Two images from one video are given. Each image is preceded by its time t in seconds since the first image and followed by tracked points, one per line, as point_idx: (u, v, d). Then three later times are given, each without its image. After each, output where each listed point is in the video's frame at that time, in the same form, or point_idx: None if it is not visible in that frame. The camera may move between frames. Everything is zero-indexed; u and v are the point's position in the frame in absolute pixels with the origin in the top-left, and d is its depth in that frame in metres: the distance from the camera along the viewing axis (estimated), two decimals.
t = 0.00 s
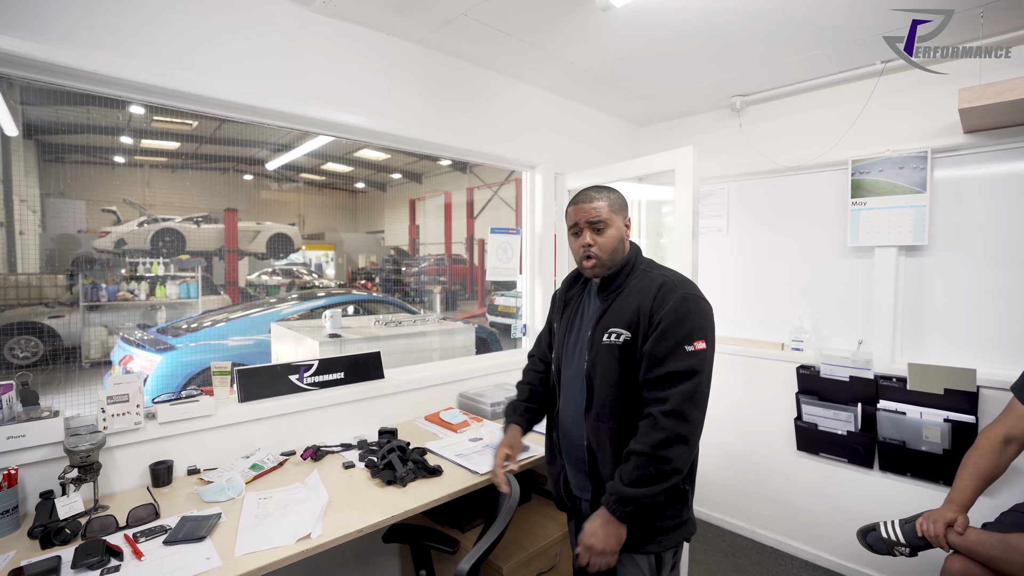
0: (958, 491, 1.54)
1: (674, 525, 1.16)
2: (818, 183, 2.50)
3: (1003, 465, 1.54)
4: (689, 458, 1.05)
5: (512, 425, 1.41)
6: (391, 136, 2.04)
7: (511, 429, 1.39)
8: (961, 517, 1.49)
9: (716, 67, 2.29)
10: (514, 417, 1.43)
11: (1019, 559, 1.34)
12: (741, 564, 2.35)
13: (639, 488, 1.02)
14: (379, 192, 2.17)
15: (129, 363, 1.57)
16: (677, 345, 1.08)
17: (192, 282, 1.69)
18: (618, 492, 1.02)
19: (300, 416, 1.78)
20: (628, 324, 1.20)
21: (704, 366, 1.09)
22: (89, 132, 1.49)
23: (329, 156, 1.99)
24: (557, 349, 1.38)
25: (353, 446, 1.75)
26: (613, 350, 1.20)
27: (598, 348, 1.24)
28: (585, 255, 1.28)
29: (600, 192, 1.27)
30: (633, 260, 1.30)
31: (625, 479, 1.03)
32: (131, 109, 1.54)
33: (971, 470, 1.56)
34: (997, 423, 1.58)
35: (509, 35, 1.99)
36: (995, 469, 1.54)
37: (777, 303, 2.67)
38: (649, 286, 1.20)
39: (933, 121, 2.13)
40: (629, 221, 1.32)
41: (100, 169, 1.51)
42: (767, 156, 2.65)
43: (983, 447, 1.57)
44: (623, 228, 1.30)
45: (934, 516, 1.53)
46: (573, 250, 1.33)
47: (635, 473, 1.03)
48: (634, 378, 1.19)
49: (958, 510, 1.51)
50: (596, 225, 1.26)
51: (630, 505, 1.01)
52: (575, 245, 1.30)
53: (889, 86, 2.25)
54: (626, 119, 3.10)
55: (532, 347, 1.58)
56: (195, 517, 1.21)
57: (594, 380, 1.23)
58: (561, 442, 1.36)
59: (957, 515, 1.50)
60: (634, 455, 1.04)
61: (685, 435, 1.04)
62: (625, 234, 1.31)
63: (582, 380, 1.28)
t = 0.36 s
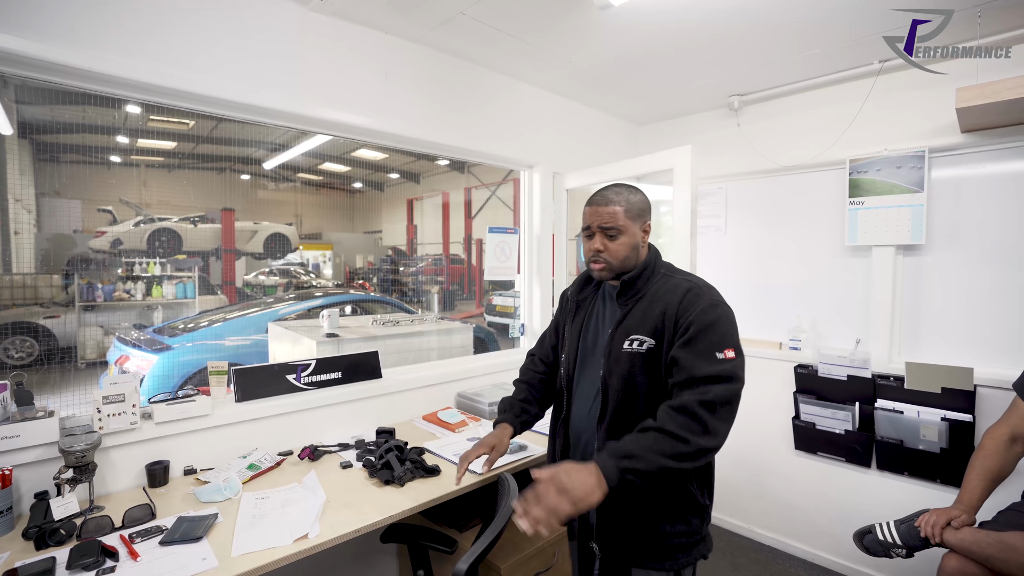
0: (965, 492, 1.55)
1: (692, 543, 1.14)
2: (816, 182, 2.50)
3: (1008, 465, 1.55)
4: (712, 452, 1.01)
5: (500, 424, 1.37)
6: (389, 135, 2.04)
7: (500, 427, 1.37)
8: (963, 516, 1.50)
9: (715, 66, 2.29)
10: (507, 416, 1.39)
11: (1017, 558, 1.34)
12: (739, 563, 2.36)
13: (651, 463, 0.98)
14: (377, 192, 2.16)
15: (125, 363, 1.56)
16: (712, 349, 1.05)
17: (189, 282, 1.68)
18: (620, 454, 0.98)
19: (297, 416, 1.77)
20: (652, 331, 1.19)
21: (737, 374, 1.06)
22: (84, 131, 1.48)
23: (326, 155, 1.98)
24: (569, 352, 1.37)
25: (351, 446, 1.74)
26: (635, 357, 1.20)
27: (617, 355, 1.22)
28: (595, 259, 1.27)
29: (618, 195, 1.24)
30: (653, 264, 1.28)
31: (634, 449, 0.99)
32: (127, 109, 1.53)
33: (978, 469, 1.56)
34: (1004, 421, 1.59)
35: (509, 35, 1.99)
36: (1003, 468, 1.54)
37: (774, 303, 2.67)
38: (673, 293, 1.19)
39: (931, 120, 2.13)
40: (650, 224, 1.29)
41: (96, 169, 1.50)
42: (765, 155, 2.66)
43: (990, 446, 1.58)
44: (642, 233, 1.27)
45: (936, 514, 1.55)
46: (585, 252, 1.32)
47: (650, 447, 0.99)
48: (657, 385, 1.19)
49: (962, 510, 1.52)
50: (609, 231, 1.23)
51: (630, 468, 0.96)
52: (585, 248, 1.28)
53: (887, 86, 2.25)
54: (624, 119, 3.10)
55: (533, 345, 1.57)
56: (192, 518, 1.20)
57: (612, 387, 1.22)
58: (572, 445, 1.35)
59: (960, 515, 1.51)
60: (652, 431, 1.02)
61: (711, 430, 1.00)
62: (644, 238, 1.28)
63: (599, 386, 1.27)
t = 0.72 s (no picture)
0: (961, 488, 1.57)
1: (683, 543, 1.10)
2: (810, 182, 2.52)
3: (1003, 461, 1.56)
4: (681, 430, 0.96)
5: (510, 385, 1.37)
6: (387, 133, 2.04)
7: (510, 387, 1.35)
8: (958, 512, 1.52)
9: (713, 66, 2.30)
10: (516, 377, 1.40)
11: (1008, 552, 1.36)
12: (735, 560, 2.37)
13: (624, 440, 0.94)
14: (374, 192, 2.17)
15: (122, 362, 1.57)
16: (688, 331, 1.04)
17: (185, 282, 1.68)
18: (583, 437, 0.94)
19: (295, 413, 1.77)
20: (640, 323, 1.20)
21: (713, 360, 1.03)
22: (79, 131, 1.48)
23: (322, 155, 1.99)
24: (562, 342, 1.39)
25: (348, 443, 1.75)
26: (623, 347, 1.20)
27: (607, 346, 1.24)
28: (597, 248, 1.30)
29: (629, 189, 1.27)
30: (649, 261, 1.30)
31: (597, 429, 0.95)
32: (123, 108, 1.53)
33: (974, 465, 1.58)
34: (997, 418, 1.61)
35: (508, 34, 2.01)
36: (997, 464, 1.56)
37: (771, 301, 2.69)
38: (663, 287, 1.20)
39: (925, 120, 2.15)
40: (656, 224, 1.31)
41: (92, 169, 1.50)
42: (761, 155, 2.67)
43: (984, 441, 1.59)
44: (647, 232, 1.29)
45: (931, 509, 1.57)
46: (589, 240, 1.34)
47: (615, 425, 0.96)
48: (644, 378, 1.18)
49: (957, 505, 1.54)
50: (616, 223, 1.26)
51: (595, 448, 0.92)
52: (590, 236, 1.31)
53: (881, 86, 2.27)
54: (621, 118, 3.12)
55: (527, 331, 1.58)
56: (190, 513, 1.21)
57: (601, 378, 1.24)
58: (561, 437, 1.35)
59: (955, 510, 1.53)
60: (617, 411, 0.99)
61: (679, 405, 0.97)
62: (648, 236, 1.31)
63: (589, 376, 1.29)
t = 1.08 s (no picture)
0: (953, 483, 1.59)
1: (661, 505, 1.22)
2: (805, 182, 2.55)
3: (995, 457, 1.58)
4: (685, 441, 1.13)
5: (511, 416, 1.45)
6: (387, 132, 2.06)
7: (510, 420, 1.44)
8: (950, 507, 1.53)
9: (710, 66, 2.32)
10: (511, 408, 1.47)
11: (998, 544, 1.38)
12: (731, 556, 2.39)
13: (641, 465, 1.10)
14: (372, 191, 2.17)
15: (120, 361, 1.57)
16: (666, 329, 1.16)
17: (182, 282, 1.68)
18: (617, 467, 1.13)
19: (294, 410, 1.78)
20: (614, 313, 1.25)
21: (691, 350, 1.16)
22: (74, 130, 1.48)
23: (321, 155, 1.99)
24: (541, 339, 1.42)
25: (349, 439, 1.76)
26: (601, 338, 1.25)
27: (584, 337, 1.28)
28: (562, 232, 1.33)
29: (593, 182, 1.34)
30: (614, 253, 1.36)
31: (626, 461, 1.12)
32: (120, 107, 1.53)
33: (966, 460, 1.59)
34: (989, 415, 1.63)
35: (507, 34, 2.02)
36: (988, 459, 1.58)
37: (768, 300, 2.71)
38: (633, 277, 1.27)
39: (918, 120, 2.18)
40: (619, 217, 1.37)
41: (89, 168, 1.50)
42: (757, 155, 2.70)
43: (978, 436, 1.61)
44: (610, 222, 1.34)
45: (924, 505, 1.58)
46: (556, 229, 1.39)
47: (636, 454, 1.11)
48: (622, 364, 1.24)
49: (949, 500, 1.55)
50: (581, 208, 1.32)
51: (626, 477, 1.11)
52: (557, 222, 1.36)
53: (875, 87, 2.30)
54: (619, 119, 3.14)
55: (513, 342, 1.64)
56: (193, 507, 1.22)
57: (580, 367, 1.27)
58: (547, 429, 1.39)
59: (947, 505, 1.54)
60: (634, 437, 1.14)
61: (682, 420, 1.12)
62: (612, 228, 1.36)
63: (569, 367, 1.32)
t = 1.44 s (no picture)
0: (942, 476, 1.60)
1: (660, 513, 1.23)
2: (807, 181, 2.55)
3: (988, 451, 1.60)
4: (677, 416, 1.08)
5: (517, 399, 1.37)
6: (389, 132, 2.06)
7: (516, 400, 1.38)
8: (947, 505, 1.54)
9: (709, 67, 2.33)
10: (518, 391, 1.43)
11: (1001, 543, 1.38)
12: (734, 555, 2.39)
13: (618, 403, 1.05)
14: (374, 191, 2.17)
15: (124, 360, 1.57)
16: (682, 324, 1.13)
17: (185, 282, 1.69)
18: (589, 388, 1.08)
19: (299, 410, 1.79)
20: (624, 312, 1.25)
21: (705, 349, 1.14)
22: (77, 130, 1.48)
23: (323, 155, 2.00)
24: (549, 336, 1.45)
25: (353, 438, 1.76)
26: (609, 335, 1.25)
27: (592, 335, 1.29)
28: (575, 231, 1.35)
29: (608, 182, 1.35)
30: (628, 253, 1.36)
31: (604, 389, 1.07)
32: (122, 107, 1.54)
33: (957, 453, 1.61)
34: (987, 411, 1.63)
35: (509, 34, 2.03)
36: (982, 454, 1.59)
37: (770, 300, 2.71)
38: (646, 277, 1.26)
39: (921, 120, 2.18)
40: (633, 216, 1.38)
41: (91, 168, 1.51)
42: (760, 154, 2.70)
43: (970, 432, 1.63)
44: (623, 221, 1.35)
45: (922, 503, 1.58)
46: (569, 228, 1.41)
47: (621, 392, 1.06)
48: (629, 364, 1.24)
49: (944, 497, 1.55)
50: (594, 208, 1.33)
51: (597, 403, 1.05)
52: (569, 221, 1.37)
53: (877, 86, 2.30)
54: (621, 118, 3.15)
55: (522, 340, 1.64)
56: (199, 505, 1.22)
57: (586, 364, 1.29)
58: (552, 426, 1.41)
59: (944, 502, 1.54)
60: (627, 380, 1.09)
61: (683, 400, 1.08)
62: (625, 227, 1.37)
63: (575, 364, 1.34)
